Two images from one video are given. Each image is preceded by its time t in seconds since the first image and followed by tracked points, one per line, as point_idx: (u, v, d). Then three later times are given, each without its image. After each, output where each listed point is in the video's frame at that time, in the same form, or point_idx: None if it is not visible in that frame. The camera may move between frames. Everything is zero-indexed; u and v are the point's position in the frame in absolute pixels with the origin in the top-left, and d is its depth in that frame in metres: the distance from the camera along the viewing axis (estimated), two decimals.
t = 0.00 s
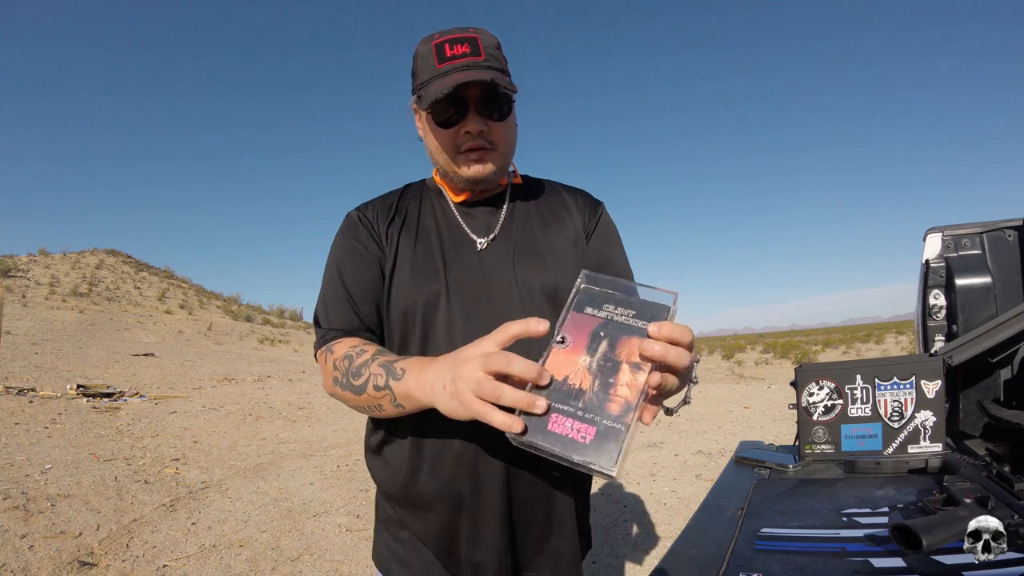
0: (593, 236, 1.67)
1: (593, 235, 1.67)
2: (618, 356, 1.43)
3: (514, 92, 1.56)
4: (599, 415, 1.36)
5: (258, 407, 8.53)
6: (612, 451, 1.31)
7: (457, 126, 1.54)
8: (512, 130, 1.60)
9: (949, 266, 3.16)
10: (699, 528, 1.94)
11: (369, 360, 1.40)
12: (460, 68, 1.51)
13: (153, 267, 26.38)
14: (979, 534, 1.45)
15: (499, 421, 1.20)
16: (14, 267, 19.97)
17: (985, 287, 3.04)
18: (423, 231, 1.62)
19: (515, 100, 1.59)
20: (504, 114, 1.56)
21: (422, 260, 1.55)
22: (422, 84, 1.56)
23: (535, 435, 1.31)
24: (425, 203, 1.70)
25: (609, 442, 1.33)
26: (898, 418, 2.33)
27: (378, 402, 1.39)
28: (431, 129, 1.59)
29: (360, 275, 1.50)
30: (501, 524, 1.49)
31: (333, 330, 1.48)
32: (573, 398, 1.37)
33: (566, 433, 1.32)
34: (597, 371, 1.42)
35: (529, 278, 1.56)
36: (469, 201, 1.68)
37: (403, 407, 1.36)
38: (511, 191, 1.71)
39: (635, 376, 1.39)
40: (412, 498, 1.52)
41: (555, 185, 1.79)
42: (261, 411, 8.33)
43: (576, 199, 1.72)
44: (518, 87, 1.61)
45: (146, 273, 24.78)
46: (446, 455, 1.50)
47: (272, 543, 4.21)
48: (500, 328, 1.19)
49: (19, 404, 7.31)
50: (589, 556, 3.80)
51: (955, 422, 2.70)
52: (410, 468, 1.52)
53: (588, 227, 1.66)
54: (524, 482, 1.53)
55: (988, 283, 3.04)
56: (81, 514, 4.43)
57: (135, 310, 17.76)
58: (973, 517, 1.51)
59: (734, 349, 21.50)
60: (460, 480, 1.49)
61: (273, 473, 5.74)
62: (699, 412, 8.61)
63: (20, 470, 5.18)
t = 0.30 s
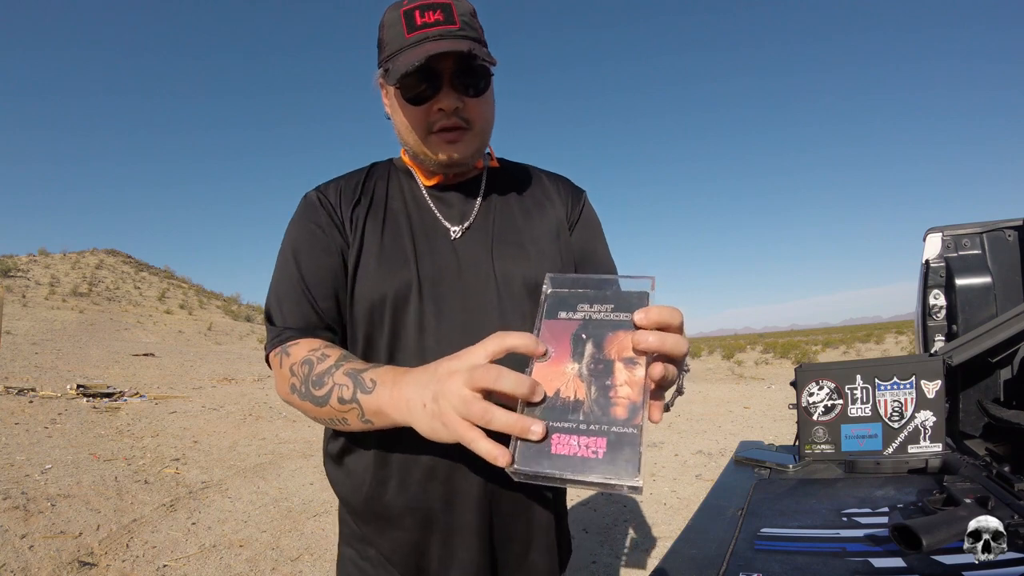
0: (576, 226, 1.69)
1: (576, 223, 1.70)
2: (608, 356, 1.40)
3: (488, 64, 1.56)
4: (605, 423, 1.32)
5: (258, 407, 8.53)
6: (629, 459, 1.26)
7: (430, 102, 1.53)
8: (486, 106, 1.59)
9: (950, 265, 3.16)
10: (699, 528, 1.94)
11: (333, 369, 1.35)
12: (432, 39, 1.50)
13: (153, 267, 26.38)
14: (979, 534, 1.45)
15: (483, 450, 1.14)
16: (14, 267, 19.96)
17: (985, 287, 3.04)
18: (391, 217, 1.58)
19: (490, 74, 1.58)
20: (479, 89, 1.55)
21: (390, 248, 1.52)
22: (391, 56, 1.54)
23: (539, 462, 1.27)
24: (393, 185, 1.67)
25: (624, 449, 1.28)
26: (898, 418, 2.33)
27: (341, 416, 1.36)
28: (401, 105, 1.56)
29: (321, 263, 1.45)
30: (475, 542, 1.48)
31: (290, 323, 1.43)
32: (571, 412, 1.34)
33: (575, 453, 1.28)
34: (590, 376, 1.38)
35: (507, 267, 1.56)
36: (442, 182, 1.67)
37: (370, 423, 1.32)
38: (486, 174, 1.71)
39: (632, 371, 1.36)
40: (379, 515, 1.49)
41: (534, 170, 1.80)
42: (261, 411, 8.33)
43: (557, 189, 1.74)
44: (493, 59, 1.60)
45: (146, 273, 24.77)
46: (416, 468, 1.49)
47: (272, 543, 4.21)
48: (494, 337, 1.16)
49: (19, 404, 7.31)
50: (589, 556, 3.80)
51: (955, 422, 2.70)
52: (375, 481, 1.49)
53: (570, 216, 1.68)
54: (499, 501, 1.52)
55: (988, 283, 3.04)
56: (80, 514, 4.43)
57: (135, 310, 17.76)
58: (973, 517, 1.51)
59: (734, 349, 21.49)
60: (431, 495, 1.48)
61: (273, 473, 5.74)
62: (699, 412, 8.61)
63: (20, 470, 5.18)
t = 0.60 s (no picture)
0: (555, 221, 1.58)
1: (557, 218, 1.58)
2: (579, 377, 1.32)
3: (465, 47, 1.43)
4: (583, 450, 1.24)
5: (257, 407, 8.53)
6: (612, 489, 1.19)
7: (399, 87, 1.41)
8: (461, 92, 1.46)
9: (949, 266, 3.17)
10: (699, 528, 1.94)
11: (289, 382, 1.25)
12: (402, 18, 1.38)
13: (153, 268, 26.39)
14: (979, 534, 1.45)
15: (449, 484, 1.05)
16: (13, 267, 19.98)
17: (985, 287, 3.04)
18: (358, 209, 1.47)
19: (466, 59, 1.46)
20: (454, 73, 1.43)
21: (354, 243, 1.40)
22: (359, 36, 1.42)
23: (511, 501, 1.18)
24: (361, 173, 1.55)
25: (607, 478, 1.21)
26: (898, 418, 2.33)
27: (297, 430, 1.27)
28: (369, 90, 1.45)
29: (278, 257, 1.34)
30: (441, 557, 1.38)
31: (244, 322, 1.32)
32: (543, 442, 1.23)
33: (553, 487, 1.20)
34: (561, 401, 1.28)
35: (480, 264, 1.45)
36: (413, 173, 1.53)
37: (326, 442, 1.22)
38: (461, 165, 1.57)
39: (606, 392, 1.28)
40: (342, 528, 1.40)
41: (514, 159, 1.68)
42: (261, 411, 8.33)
43: (539, 180, 1.62)
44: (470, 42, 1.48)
45: (146, 273, 24.78)
46: (380, 481, 1.38)
47: (272, 543, 4.21)
48: (456, 363, 1.05)
49: (19, 404, 7.31)
50: (589, 556, 3.80)
51: (955, 422, 2.70)
52: (337, 494, 1.39)
53: (551, 210, 1.57)
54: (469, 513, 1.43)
55: (988, 283, 3.04)
56: (80, 514, 4.43)
57: (135, 310, 17.78)
58: (973, 517, 1.51)
59: (734, 349, 21.50)
60: (396, 508, 1.39)
61: (273, 473, 5.74)
62: (699, 412, 8.62)
63: (20, 470, 5.18)
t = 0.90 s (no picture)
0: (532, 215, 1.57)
1: (533, 213, 1.57)
2: (552, 396, 1.31)
3: (433, 37, 1.41)
4: (552, 472, 1.26)
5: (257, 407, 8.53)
6: (579, 514, 1.21)
7: (366, 78, 1.39)
8: (430, 84, 1.45)
9: (949, 266, 3.16)
10: (699, 528, 1.94)
11: (259, 403, 1.26)
12: (367, 7, 1.35)
13: (153, 268, 26.39)
14: (979, 534, 1.45)
15: (413, 510, 1.05)
16: (13, 267, 19.97)
17: (985, 287, 3.04)
18: (324, 206, 1.45)
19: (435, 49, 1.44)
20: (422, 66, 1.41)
21: (320, 245, 1.39)
22: (324, 25, 1.39)
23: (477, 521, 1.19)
24: (328, 169, 1.53)
25: (576, 503, 1.22)
26: (898, 418, 2.33)
27: (269, 451, 1.26)
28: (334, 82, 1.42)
29: (241, 259, 1.32)
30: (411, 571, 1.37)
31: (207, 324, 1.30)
32: (512, 462, 1.24)
33: (520, 509, 1.21)
34: (532, 419, 1.28)
35: (451, 262, 1.44)
36: (385, 167, 1.53)
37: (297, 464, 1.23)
38: (433, 158, 1.57)
39: (578, 414, 1.29)
40: (311, 539, 1.40)
41: (489, 152, 1.67)
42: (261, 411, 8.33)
43: (514, 174, 1.61)
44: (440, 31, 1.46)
45: (146, 273, 24.77)
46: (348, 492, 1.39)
47: (272, 543, 4.21)
48: (401, 400, 1.03)
49: (19, 405, 7.31)
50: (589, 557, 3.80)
51: (955, 422, 2.70)
52: (305, 504, 1.39)
53: (526, 205, 1.56)
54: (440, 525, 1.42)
55: (988, 283, 3.04)
56: (80, 514, 4.43)
57: (135, 310, 17.77)
58: (973, 517, 1.51)
59: (735, 349, 21.50)
60: (364, 518, 1.39)
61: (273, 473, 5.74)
62: (699, 412, 8.62)
63: (20, 470, 5.18)
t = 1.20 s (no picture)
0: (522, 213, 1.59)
1: (525, 211, 1.59)
2: (495, 396, 1.29)
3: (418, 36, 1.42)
4: (501, 469, 1.22)
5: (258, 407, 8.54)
6: (531, 507, 1.18)
7: (350, 76, 1.39)
8: (417, 83, 1.44)
9: (949, 266, 3.16)
10: (699, 528, 1.94)
11: (245, 432, 1.25)
12: None
13: (153, 268, 26.39)
14: (979, 534, 1.45)
15: None
16: (13, 267, 19.97)
17: (985, 287, 3.04)
18: (309, 207, 1.45)
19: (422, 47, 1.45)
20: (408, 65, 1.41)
21: (306, 246, 1.39)
22: (309, 18, 1.39)
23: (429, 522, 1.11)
24: (312, 169, 1.52)
25: (525, 497, 1.19)
26: (898, 418, 2.33)
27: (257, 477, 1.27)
28: (318, 78, 1.42)
29: (224, 260, 1.31)
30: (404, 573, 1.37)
31: (188, 328, 1.29)
32: (460, 462, 1.21)
33: (472, 507, 1.16)
34: (476, 420, 1.26)
35: (440, 262, 1.44)
36: (370, 166, 1.51)
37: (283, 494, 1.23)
38: (420, 156, 1.56)
39: (522, 412, 1.27)
40: (302, 544, 1.40)
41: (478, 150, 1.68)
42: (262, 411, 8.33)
43: (504, 172, 1.63)
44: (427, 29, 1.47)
45: (146, 273, 24.76)
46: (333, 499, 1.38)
47: (272, 543, 4.21)
48: (380, 484, 0.99)
49: (19, 405, 7.31)
50: (589, 556, 3.80)
51: (955, 422, 2.70)
52: (293, 512, 1.39)
53: (516, 203, 1.58)
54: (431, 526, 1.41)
55: (988, 283, 3.04)
56: (80, 514, 4.43)
57: (135, 310, 17.77)
58: (973, 517, 1.51)
59: (735, 349, 21.51)
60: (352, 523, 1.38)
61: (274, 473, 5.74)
62: (699, 412, 8.62)
63: (20, 470, 5.18)
